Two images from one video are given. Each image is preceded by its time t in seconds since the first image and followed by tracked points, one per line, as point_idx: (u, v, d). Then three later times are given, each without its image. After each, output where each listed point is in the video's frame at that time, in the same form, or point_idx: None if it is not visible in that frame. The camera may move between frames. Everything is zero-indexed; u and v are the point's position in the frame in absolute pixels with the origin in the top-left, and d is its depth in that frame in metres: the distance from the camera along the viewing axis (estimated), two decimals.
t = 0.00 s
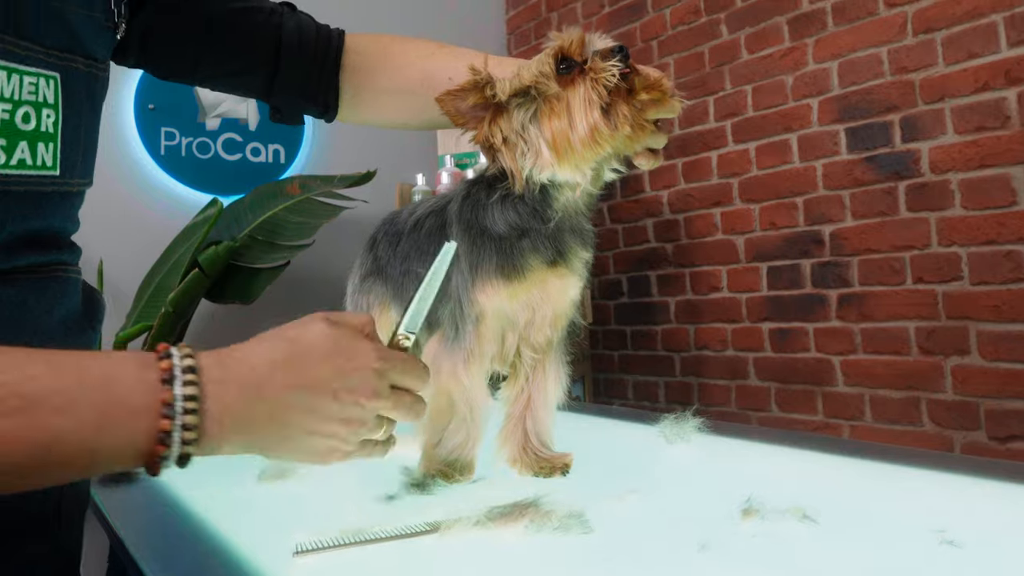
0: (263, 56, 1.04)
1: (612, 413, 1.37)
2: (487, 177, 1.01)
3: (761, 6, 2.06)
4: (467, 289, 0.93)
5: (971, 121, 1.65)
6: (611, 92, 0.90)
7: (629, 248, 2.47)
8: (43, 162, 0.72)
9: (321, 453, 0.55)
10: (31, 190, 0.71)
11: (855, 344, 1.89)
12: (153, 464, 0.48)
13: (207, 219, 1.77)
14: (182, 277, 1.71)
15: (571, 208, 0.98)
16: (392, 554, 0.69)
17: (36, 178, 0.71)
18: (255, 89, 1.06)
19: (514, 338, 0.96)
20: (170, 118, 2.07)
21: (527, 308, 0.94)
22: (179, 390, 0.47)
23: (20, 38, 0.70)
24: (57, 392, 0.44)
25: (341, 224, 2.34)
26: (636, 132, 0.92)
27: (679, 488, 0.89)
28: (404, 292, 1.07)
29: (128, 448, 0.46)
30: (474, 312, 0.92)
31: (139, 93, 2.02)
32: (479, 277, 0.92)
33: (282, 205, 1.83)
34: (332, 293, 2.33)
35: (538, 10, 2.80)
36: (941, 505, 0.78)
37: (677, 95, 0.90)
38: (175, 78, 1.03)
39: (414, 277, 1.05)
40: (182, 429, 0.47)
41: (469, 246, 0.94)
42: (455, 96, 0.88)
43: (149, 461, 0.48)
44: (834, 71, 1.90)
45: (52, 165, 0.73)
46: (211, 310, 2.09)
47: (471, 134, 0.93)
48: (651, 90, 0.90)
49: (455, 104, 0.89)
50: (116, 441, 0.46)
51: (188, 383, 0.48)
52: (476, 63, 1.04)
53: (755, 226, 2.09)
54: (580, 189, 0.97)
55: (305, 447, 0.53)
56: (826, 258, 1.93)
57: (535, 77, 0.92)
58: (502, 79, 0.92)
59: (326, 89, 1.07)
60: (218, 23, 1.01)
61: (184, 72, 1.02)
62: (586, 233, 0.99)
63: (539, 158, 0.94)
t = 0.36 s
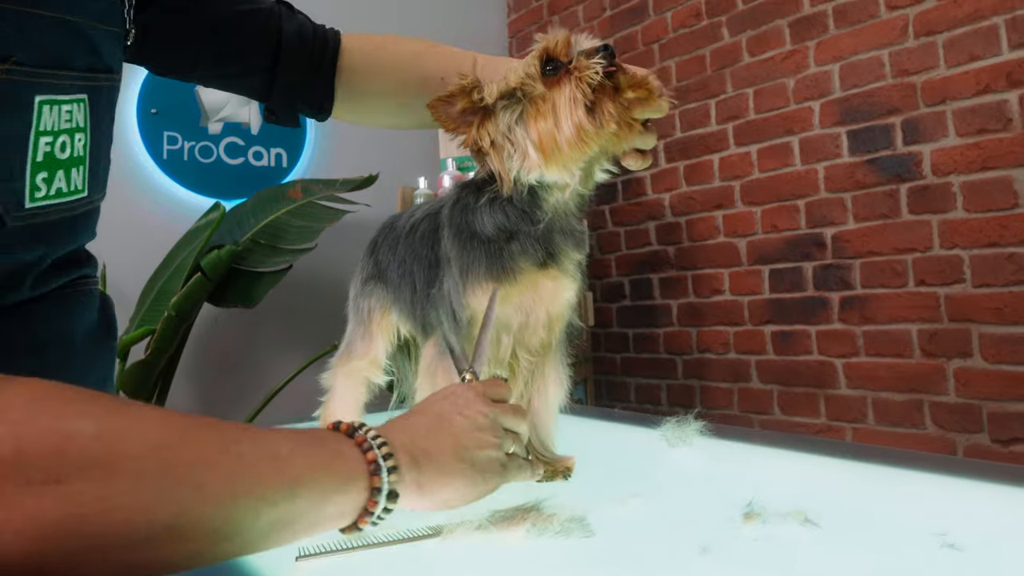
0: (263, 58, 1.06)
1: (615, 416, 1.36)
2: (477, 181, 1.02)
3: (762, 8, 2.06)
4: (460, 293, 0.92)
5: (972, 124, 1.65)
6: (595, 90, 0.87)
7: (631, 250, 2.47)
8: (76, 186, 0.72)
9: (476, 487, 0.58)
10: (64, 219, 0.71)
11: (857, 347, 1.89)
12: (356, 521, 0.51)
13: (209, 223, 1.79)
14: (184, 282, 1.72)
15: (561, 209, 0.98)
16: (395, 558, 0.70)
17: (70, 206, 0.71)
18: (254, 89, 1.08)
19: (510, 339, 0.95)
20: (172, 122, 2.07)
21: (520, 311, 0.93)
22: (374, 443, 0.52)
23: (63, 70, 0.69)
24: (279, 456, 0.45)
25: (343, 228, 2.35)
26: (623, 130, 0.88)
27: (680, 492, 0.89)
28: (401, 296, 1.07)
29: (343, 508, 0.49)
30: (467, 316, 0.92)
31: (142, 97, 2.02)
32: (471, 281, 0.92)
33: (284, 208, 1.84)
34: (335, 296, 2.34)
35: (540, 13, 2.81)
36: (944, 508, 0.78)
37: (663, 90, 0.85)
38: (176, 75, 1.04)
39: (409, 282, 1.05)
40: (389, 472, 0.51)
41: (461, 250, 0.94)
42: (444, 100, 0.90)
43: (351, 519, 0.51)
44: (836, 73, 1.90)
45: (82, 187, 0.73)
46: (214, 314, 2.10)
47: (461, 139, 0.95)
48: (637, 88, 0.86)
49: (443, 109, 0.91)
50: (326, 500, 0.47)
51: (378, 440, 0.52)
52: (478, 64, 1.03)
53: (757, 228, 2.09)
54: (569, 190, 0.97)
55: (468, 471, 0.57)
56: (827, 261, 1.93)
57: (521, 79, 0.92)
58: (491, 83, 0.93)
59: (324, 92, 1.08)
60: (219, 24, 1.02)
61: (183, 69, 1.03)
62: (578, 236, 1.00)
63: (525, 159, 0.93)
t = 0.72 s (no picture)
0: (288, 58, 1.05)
1: (616, 416, 1.36)
2: (488, 180, 1.02)
3: (766, 9, 2.06)
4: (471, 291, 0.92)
5: (976, 125, 1.65)
6: (610, 90, 0.91)
7: (634, 251, 2.48)
8: (133, 188, 0.70)
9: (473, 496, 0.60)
10: (122, 221, 0.69)
11: (860, 348, 1.89)
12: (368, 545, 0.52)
13: (213, 223, 1.78)
14: (189, 282, 1.72)
15: (573, 209, 0.99)
16: (399, 557, 0.71)
17: (129, 208, 0.69)
18: (272, 86, 1.07)
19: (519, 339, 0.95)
20: (174, 122, 2.05)
21: (530, 309, 0.93)
22: (387, 471, 0.52)
23: (132, 71, 0.65)
24: (335, 476, 0.48)
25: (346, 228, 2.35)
26: (635, 130, 0.93)
27: (684, 491, 0.89)
28: (407, 295, 1.07)
29: (364, 533, 0.49)
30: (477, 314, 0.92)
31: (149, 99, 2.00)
32: (483, 279, 0.92)
33: (288, 208, 1.85)
34: (338, 296, 2.34)
35: (543, 14, 2.81)
36: (945, 507, 0.78)
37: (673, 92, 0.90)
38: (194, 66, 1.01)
39: (417, 280, 1.05)
40: (401, 497, 0.51)
41: (472, 249, 0.94)
42: (453, 105, 0.89)
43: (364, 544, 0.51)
44: (839, 74, 1.90)
45: (137, 189, 0.71)
46: (218, 314, 2.10)
47: (472, 139, 0.95)
48: (648, 89, 0.90)
49: (452, 113, 0.90)
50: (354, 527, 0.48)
51: (388, 466, 0.52)
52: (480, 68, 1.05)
53: (760, 229, 2.09)
54: (582, 190, 0.99)
55: (465, 480, 0.59)
56: (831, 262, 1.93)
57: (534, 80, 0.94)
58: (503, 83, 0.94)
59: (339, 95, 1.09)
60: (252, 21, 1.00)
61: (210, 65, 1.00)
62: (587, 235, 1.00)
63: (541, 159, 0.95)
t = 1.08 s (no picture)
0: (303, 62, 1.06)
1: (617, 416, 1.37)
2: (495, 182, 1.02)
3: (766, 10, 2.06)
4: (476, 292, 0.93)
5: (975, 126, 1.66)
6: (624, 95, 0.91)
7: (634, 251, 2.48)
8: (145, 195, 0.71)
9: (459, 485, 0.58)
10: (134, 228, 0.70)
11: (859, 348, 1.89)
12: (347, 532, 0.51)
13: (213, 224, 1.78)
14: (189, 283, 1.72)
15: (579, 212, 1.00)
16: (402, 556, 0.71)
17: (141, 216, 0.70)
18: (287, 91, 1.08)
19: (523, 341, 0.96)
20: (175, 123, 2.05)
21: (535, 311, 0.94)
22: (363, 454, 0.51)
23: (146, 81, 0.66)
24: (310, 473, 0.48)
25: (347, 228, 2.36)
26: (648, 135, 0.93)
27: (685, 492, 0.89)
28: (410, 296, 1.07)
29: (338, 518, 0.48)
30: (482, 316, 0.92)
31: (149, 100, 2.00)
32: (488, 281, 0.92)
33: (287, 209, 1.85)
34: (338, 297, 2.34)
35: (543, 15, 2.82)
36: (946, 507, 0.79)
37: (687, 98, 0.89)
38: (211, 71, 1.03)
39: (421, 280, 1.05)
40: (377, 480, 0.51)
41: (478, 250, 0.95)
42: (465, 103, 0.91)
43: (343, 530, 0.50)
44: (838, 75, 1.90)
45: (150, 196, 0.72)
46: (218, 315, 2.11)
47: (482, 138, 0.95)
48: (660, 92, 0.90)
49: (463, 111, 0.91)
50: (325, 514, 0.47)
51: (364, 450, 0.52)
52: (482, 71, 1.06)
53: (760, 230, 2.10)
54: (590, 193, 1.00)
55: (448, 466, 0.57)
56: (830, 263, 1.94)
57: (548, 82, 0.95)
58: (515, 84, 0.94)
59: (352, 98, 1.10)
60: (269, 27, 1.02)
61: (227, 69, 1.02)
62: (593, 238, 1.00)
63: (552, 161, 0.96)
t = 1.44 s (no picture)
0: (307, 69, 1.07)
1: (616, 418, 1.37)
2: (495, 182, 1.03)
3: (764, 12, 2.07)
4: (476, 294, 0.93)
5: (972, 127, 1.66)
6: (625, 94, 0.92)
7: (633, 253, 2.48)
8: (139, 198, 0.72)
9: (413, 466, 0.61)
10: (127, 229, 0.71)
11: (857, 349, 1.89)
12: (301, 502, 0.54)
13: (211, 226, 1.78)
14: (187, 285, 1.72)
15: (579, 213, 1.00)
16: (402, 557, 0.72)
17: (135, 217, 0.72)
18: (293, 98, 1.10)
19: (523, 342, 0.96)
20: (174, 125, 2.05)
21: (534, 312, 0.94)
22: (315, 428, 0.55)
23: (136, 83, 0.69)
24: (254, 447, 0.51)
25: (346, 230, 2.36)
26: (649, 134, 0.93)
27: (684, 493, 0.89)
28: (410, 298, 1.07)
29: (289, 491, 0.52)
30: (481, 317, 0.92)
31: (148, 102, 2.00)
32: (488, 282, 0.92)
33: (286, 211, 1.85)
34: (337, 299, 2.35)
35: (542, 17, 2.82)
36: (947, 509, 0.79)
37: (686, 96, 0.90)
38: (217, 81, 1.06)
39: (420, 282, 1.05)
40: (329, 455, 0.54)
41: (477, 252, 0.95)
42: (464, 104, 0.92)
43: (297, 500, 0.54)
44: (836, 77, 1.91)
45: (145, 199, 0.74)
46: (217, 317, 2.11)
47: (482, 138, 0.97)
48: (660, 91, 0.91)
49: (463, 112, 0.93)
50: (274, 488, 0.51)
51: (318, 424, 0.55)
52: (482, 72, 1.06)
53: (758, 231, 2.10)
54: (590, 194, 1.00)
55: (405, 448, 0.60)
56: (828, 264, 1.94)
57: (548, 82, 0.96)
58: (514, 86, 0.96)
59: (357, 105, 1.11)
60: (272, 36, 1.03)
61: (232, 79, 1.05)
62: (592, 239, 1.00)
63: (552, 161, 0.96)
